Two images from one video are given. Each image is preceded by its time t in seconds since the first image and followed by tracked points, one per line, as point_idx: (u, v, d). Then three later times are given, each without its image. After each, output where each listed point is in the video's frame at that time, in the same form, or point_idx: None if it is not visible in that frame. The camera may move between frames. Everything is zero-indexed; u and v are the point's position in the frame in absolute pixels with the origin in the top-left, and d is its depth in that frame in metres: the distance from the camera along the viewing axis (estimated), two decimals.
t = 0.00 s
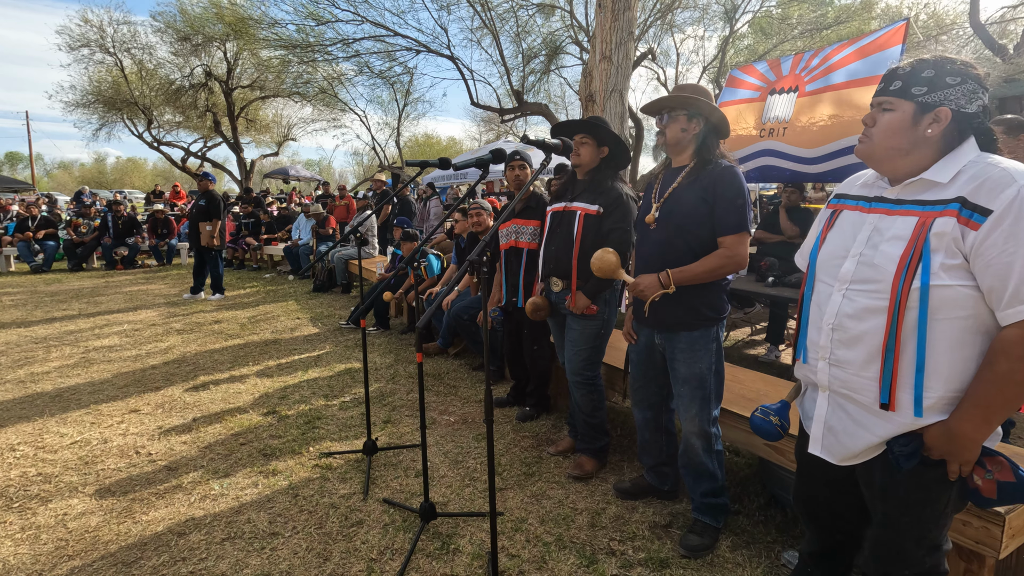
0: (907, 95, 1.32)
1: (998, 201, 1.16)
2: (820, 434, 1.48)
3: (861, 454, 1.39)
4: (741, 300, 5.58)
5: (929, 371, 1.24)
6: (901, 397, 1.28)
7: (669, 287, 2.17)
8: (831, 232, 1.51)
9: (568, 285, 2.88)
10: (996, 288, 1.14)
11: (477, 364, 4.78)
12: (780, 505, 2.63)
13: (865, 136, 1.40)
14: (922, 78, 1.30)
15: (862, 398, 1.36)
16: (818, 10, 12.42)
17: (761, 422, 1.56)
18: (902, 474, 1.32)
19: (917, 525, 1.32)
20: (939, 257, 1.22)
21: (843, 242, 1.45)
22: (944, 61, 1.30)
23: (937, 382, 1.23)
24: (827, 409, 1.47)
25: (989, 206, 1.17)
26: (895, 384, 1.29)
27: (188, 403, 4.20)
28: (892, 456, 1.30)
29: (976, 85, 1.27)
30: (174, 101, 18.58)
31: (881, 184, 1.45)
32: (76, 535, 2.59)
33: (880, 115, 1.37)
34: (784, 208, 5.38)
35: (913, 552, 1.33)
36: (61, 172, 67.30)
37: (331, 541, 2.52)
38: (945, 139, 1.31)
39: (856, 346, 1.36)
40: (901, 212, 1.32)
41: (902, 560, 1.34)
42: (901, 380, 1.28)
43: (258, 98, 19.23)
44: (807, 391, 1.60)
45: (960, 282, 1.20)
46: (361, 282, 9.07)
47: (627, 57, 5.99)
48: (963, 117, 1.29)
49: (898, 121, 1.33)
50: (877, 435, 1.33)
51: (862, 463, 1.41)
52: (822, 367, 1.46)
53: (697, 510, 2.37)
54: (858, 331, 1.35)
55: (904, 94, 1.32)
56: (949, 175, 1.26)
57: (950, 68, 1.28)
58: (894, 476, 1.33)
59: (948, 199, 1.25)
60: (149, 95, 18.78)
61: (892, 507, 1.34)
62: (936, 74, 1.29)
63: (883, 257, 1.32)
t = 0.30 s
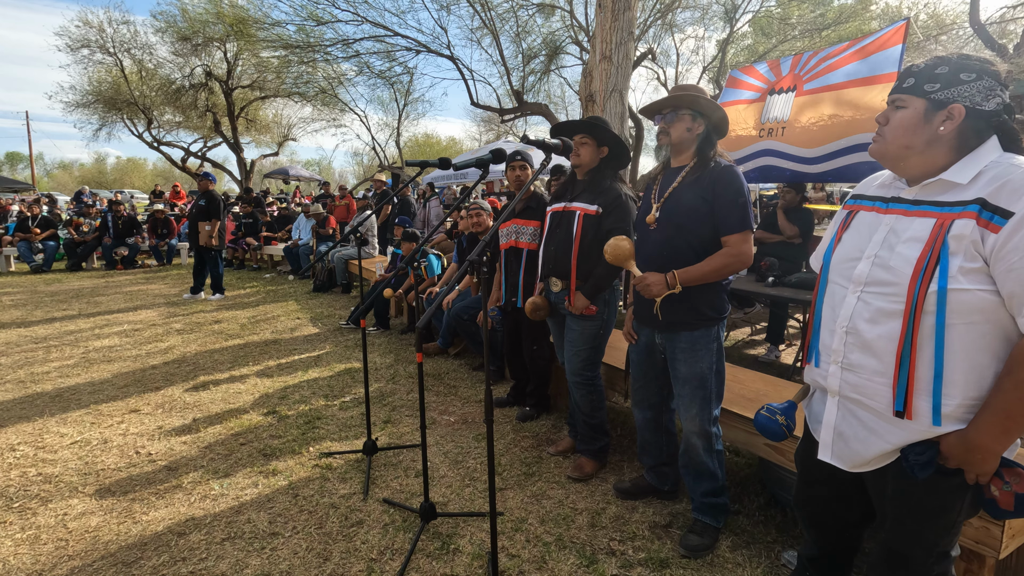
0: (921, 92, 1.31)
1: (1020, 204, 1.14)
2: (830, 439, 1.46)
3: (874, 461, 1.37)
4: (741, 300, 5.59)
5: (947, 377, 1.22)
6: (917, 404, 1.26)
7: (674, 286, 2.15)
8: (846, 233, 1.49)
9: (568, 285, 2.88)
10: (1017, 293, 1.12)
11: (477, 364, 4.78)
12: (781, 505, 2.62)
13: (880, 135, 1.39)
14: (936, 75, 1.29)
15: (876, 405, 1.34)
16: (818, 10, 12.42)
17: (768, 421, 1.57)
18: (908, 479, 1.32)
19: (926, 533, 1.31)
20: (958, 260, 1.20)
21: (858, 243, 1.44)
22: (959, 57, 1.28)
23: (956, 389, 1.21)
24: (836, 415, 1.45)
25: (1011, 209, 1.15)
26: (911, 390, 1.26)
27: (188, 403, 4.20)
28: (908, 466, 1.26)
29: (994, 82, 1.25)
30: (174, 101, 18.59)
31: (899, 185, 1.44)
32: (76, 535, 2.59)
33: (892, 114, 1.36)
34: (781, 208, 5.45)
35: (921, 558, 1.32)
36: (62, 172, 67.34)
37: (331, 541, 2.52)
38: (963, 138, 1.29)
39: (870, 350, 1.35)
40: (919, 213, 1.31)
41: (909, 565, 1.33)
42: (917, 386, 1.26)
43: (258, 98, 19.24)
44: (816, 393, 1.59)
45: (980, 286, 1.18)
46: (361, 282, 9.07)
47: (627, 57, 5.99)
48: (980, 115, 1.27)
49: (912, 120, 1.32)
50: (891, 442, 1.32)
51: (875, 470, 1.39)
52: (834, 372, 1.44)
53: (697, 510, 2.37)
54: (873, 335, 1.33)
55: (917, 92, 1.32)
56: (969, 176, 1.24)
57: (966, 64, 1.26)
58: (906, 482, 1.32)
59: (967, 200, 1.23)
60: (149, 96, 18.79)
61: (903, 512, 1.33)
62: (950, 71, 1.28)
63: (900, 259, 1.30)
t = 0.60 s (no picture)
0: (931, 91, 1.31)
1: None
2: (837, 441, 1.46)
3: (880, 463, 1.37)
4: (741, 300, 5.59)
5: (955, 381, 1.21)
6: (924, 408, 1.26)
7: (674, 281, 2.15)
8: (857, 233, 1.49)
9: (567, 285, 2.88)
10: None
11: (477, 364, 4.79)
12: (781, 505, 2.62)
13: (890, 135, 1.39)
14: (945, 73, 1.29)
15: (882, 407, 1.34)
16: (818, 10, 12.42)
17: (771, 417, 1.57)
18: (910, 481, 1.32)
19: (929, 535, 1.30)
20: (969, 263, 1.20)
21: (868, 244, 1.44)
22: (969, 54, 1.28)
23: (963, 393, 1.21)
24: (843, 416, 1.45)
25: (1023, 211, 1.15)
26: (918, 394, 1.26)
27: (188, 403, 4.20)
28: (915, 468, 1.29)
29: (1006, 79, 1.24)
30: (174, 101, 18.59)
31: (911, 184, 1.44)
32: (76, 535, 2.59)
33: (902, 113, 1.36)
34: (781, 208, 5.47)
35: (926, 561, 1.32)
36: (63, 172, 67.54)
37: (331, 541, 2.52)
38: (975, 137, 1.29)
39: (878, 353, 1.34)
40: (930, 214, 1.31)
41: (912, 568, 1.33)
42: (925, 389, 1.26)
43: (259, 98, 19.23)
44: (823, 393, 1.59)
45: (990, 290, 1.17)
46: (361, 282, 9.07)
47: (627, 57, 5.99)
48: (993, 112, 1.26)
49: (922, 119, 1.32)
50: (898, 446, 1.31)
51: (881, 472, 1.38)
52: (841, 373, 1.44)
53: (697, 510, 2.37)
54: (881, 337, 1.33)
55: (927, 90, 1.32)
56: (982, 177, 1.24)
57: (977, 61, 1.26)
58: (910, 485, 1.32)
59: (979, 201, 1.23)
60: (149, 96, 18.80)
61: (908, 515, 1.33)
62: (960, 70, 1.27)
63: (909, 261, 1.30)
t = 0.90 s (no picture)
0: (933, 93, 1.30)
1: None
2: (837, 439, 1.46)
3: (879, 462, 1.37)
4: (741, 300, 5.60)
5: (955, 383, 1.21)
6: (924, 410, 1.26)
7: (674, 290, 2.16)
8: (860, 232, 1.49)
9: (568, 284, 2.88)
10: None
11: (477, 364, 4.79)
12: (781, 505, 2.62)
13: (893, 136, 1.39)
14: (947, 75, 1.28)
15: (882, 407, 1.34)
16: (818, 10, 12.42)
17: (773, 415, 1.57)
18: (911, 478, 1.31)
19: (930, 531, 1.30)
20: (970, 266, 1.19)
21: (870, 243, 1.43)
22: (972, 55, 1.27)
23: (963, 396, 1.21)
24: (843, 415, 1.45)
25: None
26: (918, 395, 1.26)
27: (188, 403, 4.20)
28: (915, 465, 1.29)
29: (1010, 79, 1.22)
30: (174, 101, 18.59)
31: (915, 184, 1.43)
32: (76, 535, 2.59)
33: (904, 115, 1.36)
34: (781, 208, 5.49)
35: (927, 559, 1.31)
36: (63, 171, 67.62)
37: (331, 541, 2.52)
38: (978, 138, 1.28)
39: (879, 353, 1.35)
40: (933, 215, 1.30)
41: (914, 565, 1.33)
42: (925, 390, 1.26)
43: (258, 98, 19.23)
44: (824, 391, 1.59)
45: (992, 294, 1.17)
46: (361, 282, 9.07)
47: (627, 57, 5.98)
48: (997, 113, 1.25)
49: (924, 121, 1.31)
50: (897, 444, 1.31)
51: (881, 471, 1.39)
52: (841, 373, 1.44)
53: (696, 509, 2.36)
54: (881, 338, 1.33)
55: (929, 93, 1.31)
56: (985, 179, 1.23)
57: (978, 63, 1.25)
58: (911, 483, 1.32)
59: (982, 204, 1.22)
60: (149, 96, 18.81)
61: (909, 514, 1.32)
62: (961, 71, 1.26)
63: (911, 262, 1.30)
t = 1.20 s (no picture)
0: (916, 96, 1.30)
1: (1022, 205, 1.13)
2: (832, 436, 1.45)
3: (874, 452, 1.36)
4: (741, 300, 5.60)
5: (944, 375, 1.22)
6: (913, 402, 1.27)
7: (682, 278, 2.13)
8: (849, 231, 1.49)
9: (569, 285, 2.88)
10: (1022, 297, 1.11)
11: (477, 364, 4.79)
12: (781, 504, 2.62)
13: (879, 139, 1.39)
14: (929, 78, 1.28)
15: (873, 401, 1.35)
16: (818, 10, 12.42)
17: (770, 420, 1.58)
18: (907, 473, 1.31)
19: (926, 525, 1.29)
20: (957, 262, 1.20)
21: (859, 242, 1.44)
22: (952, 58, 1.27)
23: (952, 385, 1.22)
24: (837, 410, 1.44)
25: (1012, 210, 1.14)
26: (908, 387, 1.27)
27: (188, 403, 4.20)
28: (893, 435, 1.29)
29: (991, 80, 1.23)
30: (174, 101, 18.58)
31: (902, 184, 1.43)
32: (76, 535, 2.59)
33: (890, 119, 1.35)
34: (781, 208, 5.49)
35: (922, 557, 1.31)
36: (62, 171, 67.59)
37: (331, 541, 2.52)
38: (962, 137, 1.28)
39: (868, 348, 1.35)
40: (920, 213, 1.30)
41: (909, 562, 1.32)
42: (915, 382, 1.26)
43: (258, 98, 19.22)
44: (818, 391, 1.59)
45: (979, 288, 1.18)
46: (361, 282, 9.07)
47: (627, 56, 5.98)
48: (980, 113, 1.25)
49: (910, 124, 1.31)
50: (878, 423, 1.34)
51: (877, 462, 1.38)
52: (832, 368, 1.45)
53: (689, 506, 2.36)
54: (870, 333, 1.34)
55: (912, 96, 1.31)
56: (970, 177, 1.24)
57: (959, 65, 1.26)
58: (907, 475, 1.31)
59: (967, 201, 1.22)
60: (149, 95, 18.80)
61: (903, 508, 1.32)
62: (942, 74, 1.27)
63: (899, 259, 1.30)
